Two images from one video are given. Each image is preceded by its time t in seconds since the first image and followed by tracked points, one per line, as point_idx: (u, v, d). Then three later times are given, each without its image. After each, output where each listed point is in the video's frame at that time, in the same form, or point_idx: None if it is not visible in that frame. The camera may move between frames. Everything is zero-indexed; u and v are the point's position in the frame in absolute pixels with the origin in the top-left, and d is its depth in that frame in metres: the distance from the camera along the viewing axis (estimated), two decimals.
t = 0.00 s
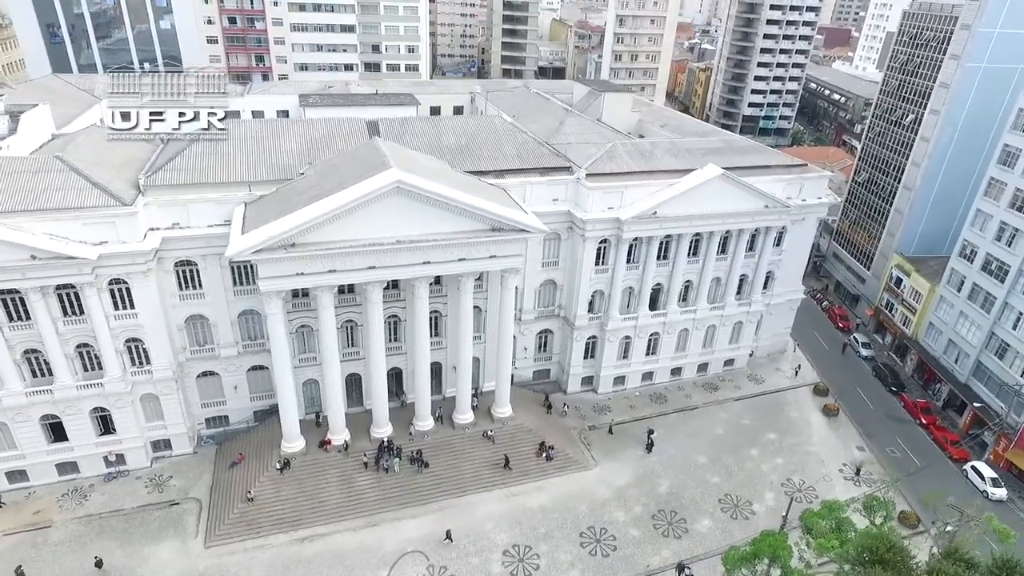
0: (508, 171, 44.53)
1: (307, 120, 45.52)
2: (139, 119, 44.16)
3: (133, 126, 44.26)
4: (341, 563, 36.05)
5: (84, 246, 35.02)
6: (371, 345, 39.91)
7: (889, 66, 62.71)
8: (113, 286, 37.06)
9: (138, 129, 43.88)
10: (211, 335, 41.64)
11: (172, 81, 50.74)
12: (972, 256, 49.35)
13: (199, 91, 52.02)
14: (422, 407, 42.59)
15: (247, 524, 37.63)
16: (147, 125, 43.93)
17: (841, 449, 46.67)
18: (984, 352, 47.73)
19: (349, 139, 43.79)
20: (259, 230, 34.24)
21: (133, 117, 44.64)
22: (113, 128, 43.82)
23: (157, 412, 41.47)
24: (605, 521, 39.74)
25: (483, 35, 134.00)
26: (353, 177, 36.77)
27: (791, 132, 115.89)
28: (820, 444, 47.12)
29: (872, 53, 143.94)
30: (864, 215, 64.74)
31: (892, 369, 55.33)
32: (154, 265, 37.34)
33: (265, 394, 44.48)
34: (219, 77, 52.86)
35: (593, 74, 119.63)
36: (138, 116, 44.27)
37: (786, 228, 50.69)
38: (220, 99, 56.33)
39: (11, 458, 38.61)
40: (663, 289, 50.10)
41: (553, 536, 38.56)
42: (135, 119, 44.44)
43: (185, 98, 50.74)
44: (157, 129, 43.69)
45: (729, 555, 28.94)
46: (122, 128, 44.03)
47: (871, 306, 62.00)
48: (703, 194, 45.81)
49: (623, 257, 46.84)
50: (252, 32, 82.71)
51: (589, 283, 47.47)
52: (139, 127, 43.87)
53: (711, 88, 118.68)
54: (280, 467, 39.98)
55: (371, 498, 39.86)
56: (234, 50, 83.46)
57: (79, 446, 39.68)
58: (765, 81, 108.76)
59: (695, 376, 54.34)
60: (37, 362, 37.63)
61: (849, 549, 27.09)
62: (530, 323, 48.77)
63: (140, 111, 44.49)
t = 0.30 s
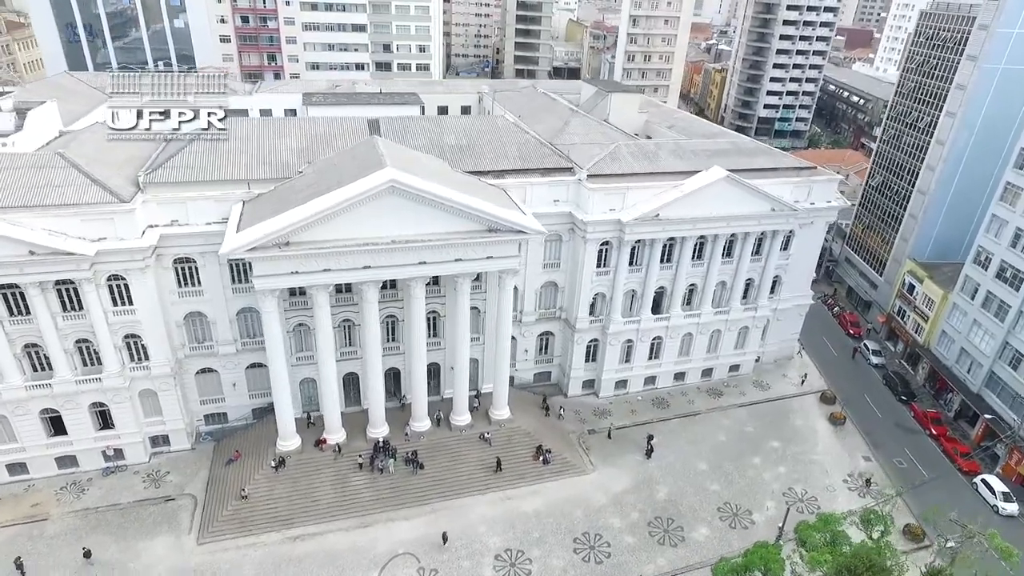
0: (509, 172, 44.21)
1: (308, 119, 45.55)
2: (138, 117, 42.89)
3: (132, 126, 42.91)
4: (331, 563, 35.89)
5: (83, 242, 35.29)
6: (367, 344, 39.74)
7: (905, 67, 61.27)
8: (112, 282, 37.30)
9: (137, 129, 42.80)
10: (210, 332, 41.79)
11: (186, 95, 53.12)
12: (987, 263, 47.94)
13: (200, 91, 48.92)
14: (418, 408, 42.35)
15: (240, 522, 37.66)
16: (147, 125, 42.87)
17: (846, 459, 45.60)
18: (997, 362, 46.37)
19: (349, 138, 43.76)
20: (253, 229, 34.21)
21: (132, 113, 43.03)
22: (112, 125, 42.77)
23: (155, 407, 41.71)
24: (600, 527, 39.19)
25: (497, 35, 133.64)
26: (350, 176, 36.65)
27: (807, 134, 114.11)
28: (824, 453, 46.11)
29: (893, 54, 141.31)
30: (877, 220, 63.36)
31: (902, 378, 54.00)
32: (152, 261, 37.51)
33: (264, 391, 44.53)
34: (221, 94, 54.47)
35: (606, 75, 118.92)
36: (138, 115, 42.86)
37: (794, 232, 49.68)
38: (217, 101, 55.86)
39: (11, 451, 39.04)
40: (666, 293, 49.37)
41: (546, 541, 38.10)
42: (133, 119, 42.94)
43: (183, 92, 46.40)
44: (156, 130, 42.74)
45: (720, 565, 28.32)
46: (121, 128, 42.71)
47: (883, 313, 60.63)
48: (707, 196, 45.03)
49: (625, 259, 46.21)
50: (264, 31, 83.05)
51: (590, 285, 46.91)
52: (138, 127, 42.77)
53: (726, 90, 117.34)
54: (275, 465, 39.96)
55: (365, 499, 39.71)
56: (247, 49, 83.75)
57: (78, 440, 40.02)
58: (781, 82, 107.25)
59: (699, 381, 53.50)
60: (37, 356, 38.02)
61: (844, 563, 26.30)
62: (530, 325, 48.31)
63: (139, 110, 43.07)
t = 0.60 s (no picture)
0: (513, 172, 43.95)
1: (314, 117, 45.70)
2: (139, 116, 42.32)
3: (132, 126, 42.31)
4: (324, 562, 35.90)
5: (86, 236, 35.75)
6: (366, 344, 39.65)
7: (927, 69, 59.67)
8: (115, 277, 37.71)
9: (137, 128, 42.34)
10: (213, 328, 42.10)
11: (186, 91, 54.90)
12: (1006, 271, 46.41)
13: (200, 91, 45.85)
14: (417, 409, 42.21)
15: (236, 518, 37.85)
16: (147, 125, 42.31)
17: (854, 470, 44.45)
18: (1014, 374, 44.83)
19: (353, 137, 43.82)
20: (251, 226, 34.34)
21: (133, 114, 42.59)
22: (113, 125, 42.43)
23: (158, 402, 42.14)
24: (596, 533, 38.65)
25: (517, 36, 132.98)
26: (350, 174, 36.62)
27: (829, 137, 111.94)
28: (831, 463, 45.00)
29: (921, 56, 138.02)
30: (896, 226, 61.76)
31: (917, 388, 52.51)
32: (155, 257, 37.84)
33: (266, 388, 44.75)
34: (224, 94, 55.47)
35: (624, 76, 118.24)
36: (138, 115, 42.31)
37: (805, 236, 48.58)
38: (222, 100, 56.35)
39: (16, 442, 39.72)
40: (673, 296, 48.60)
41: (541, 546, 37.69)
42: (133, 118, 42.44)
43: (190, 91, 45.25)
44: (156, 130, 42.29)
45: None
46: (122, 128, 42.31)
47: (899, 321, 59.09)
48: (715, 199, 44.21)
49: (630, 262, 45.57)
50: (281, 30, 83.47)
51: (594, 288, 46.35)
52: (138, 127, 42.25)
53: (747, 91, 115.67)
54: (273, 462, 40.08)
55: (361, 498, 39.65)
56: (264, 48, 84.29)
57: (82, 432, 40.57)
58: (802, 84, 105.42)
59: (705, 387, 52.61)
60: (43, 348, 38.64)
61: None
62: (533, 327, 47.87)
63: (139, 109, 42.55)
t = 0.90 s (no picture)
0: (517, 172, 43.71)
1: (320, 116, 45.90)
2: (139, 116, 42.42)
3: (132, 125, 42.46)
4: (318, 559, 35.97)
5: (91, 232, 36.25)
6: (365, 343, 39.68)
7: (949, 71, 58.10)
8: (119, 272, 38.18)
9: (137, 129, 42.32)
10: (216, 324, 42.47)
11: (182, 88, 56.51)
12: None
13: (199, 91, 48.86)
14: (416, 409, 42.16)
15: (233, 513, 38.10)
16: (147, 125, 42.35)
17: (861, 482, 43.35)
18: None
19: (357, 136, 43.92)
20: (251, 223, 34.53)
21: (133, 115, 42.86)
22: (112, 125, 42.24)
23: (161, 396, 42.63)
24: (592, 540, 38.19)
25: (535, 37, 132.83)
26: (351, 173, 36.66)
27: (852, 141, 109.74)
28: (838, 474, 43.93)
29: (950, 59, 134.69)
30: (914, 232, 60.23)
31: (932, 400, 51.08)
32: (159, 253, 38.24)
33: (268, 385, 45.05)
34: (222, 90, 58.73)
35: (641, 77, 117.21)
36: (138, 114, 42.45)
37: (816, 242, 47.54)
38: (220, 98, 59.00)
39: (23, 432, 40.47)
40: (679, 301, 47.89)
41: (535, 550, 37.34)
42: (134, 119, 42.60)
43: (190, 91, 48.51)
44: (156, 130, 42.37)
45: None
46: (121, 128, 42.20)
47: (915, 330, 57.59)
48: (722, 202, 43.43)
49: (635, 265, 45.00)
50: (298, 30, 84.63)
51: (598, 291, 45.86)
52: (138, 127, 42.25)
53: (767, 93, 113.94)
54: (271, 458, 40.30)
55: (357, 497, 39.67)
56: (281, 47, 85.49)
57: (86, 424, 41.20)
58: (824, 86, 103.52)
59: (712, 393, 51.76)
60: (49, 341, 39.29)
61: None
62: (535, 329, 47.51)
63: (139, 111, 42.81)
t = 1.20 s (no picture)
0: (520, 173, 43.52)
1: (326, 114, 46.11)
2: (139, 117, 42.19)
3: (132, 125, 42.26)
4: (311, 556, 36.13)
5: (96, 227, 36.83)
6: (364, 342, 39.75)
7: (971, 74, 56.62)
8: (124, 267, 38.74)
9: (137, 129, 42.12)
10: (219, 320, 42.86)
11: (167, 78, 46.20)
12: None
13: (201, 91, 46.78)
14: (414, 408, 42.16)
15: (229, 508, 38.43)
16: (146, 125, 42.15)
17: (867, 494, 42.33)
18: None
19: (361, 135, 44.09)
20: (250, 221, 34.79)
21: (133, 115, 42.62)
22: (112, 125, 42.07)
23: (164, 390, 43.17)
24: (587, 545, 37.79)
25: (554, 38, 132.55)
26: (351, 172, 36.77)
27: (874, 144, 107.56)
28: (843, 486, 42.95)
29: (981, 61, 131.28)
30: (932, 238, 58.77)
31: (945, 411, 49.74)
32: (162, 249, 38.72)
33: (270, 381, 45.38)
34: (219, 75, 46.41)
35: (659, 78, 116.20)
36: (138, 114, 42.23)
37: (826, 248, 46.55)
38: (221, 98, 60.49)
39: (30, 423, 41.26)
40: (683, 305, 47.23)
41: (528, 554, 37.07)
42: (134, 119, 42.37)
43: (191, 90, 46.47)
44: (156, 130, 42.13)
45: None
46: (121, 128, 42.03)
47: (931, 339, 56.16)
48: (728, 206, 42.71)
49: (638, 268, 44.45)
50: (314, 29, 85.47)
51: (601, 293, 45.40)
52: (138, 127, 42.02)
53: (788, 95, 112.24)
54: (269, 454, 40.58)
55: (353, 496, 39.76)
56: (298, 46, 86.47)
57: (91, 416, 41.87)
58: (845, 88, 101.71)
59: (717, 400, 50.95)
60: (56, 334, 40.02)
61: None
62: (538, 331, 47.19)
63: (140, 111, 42.53)
